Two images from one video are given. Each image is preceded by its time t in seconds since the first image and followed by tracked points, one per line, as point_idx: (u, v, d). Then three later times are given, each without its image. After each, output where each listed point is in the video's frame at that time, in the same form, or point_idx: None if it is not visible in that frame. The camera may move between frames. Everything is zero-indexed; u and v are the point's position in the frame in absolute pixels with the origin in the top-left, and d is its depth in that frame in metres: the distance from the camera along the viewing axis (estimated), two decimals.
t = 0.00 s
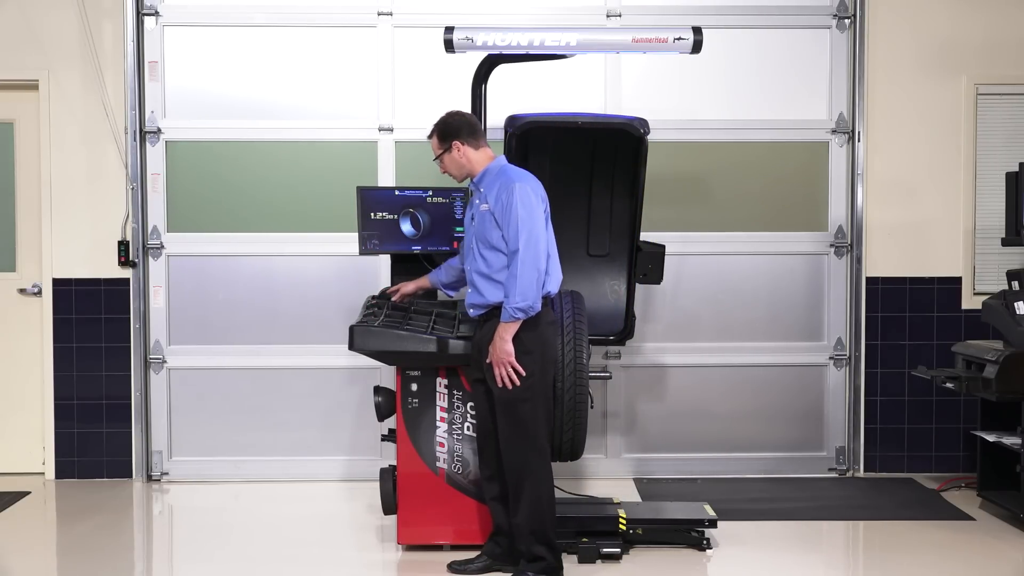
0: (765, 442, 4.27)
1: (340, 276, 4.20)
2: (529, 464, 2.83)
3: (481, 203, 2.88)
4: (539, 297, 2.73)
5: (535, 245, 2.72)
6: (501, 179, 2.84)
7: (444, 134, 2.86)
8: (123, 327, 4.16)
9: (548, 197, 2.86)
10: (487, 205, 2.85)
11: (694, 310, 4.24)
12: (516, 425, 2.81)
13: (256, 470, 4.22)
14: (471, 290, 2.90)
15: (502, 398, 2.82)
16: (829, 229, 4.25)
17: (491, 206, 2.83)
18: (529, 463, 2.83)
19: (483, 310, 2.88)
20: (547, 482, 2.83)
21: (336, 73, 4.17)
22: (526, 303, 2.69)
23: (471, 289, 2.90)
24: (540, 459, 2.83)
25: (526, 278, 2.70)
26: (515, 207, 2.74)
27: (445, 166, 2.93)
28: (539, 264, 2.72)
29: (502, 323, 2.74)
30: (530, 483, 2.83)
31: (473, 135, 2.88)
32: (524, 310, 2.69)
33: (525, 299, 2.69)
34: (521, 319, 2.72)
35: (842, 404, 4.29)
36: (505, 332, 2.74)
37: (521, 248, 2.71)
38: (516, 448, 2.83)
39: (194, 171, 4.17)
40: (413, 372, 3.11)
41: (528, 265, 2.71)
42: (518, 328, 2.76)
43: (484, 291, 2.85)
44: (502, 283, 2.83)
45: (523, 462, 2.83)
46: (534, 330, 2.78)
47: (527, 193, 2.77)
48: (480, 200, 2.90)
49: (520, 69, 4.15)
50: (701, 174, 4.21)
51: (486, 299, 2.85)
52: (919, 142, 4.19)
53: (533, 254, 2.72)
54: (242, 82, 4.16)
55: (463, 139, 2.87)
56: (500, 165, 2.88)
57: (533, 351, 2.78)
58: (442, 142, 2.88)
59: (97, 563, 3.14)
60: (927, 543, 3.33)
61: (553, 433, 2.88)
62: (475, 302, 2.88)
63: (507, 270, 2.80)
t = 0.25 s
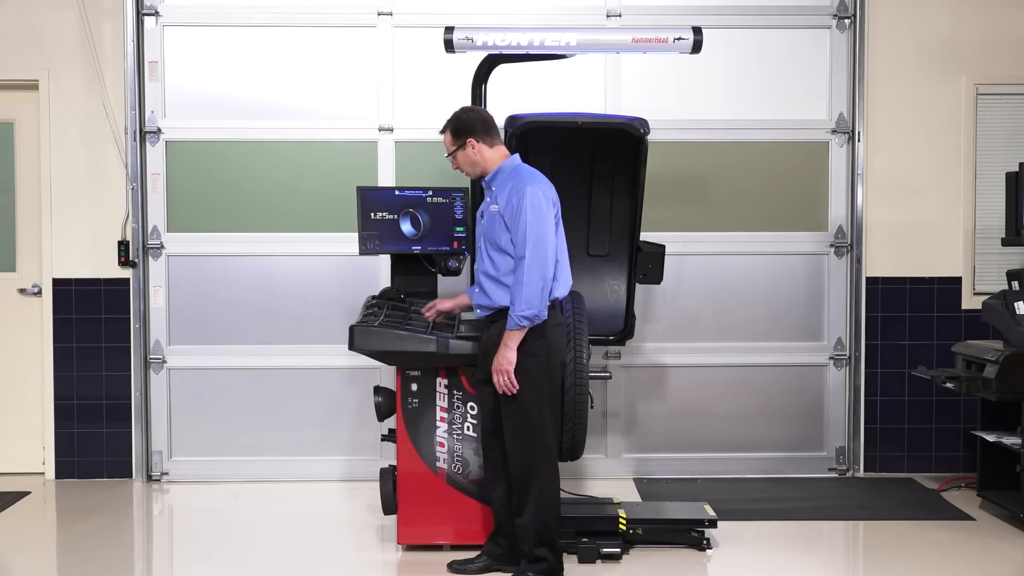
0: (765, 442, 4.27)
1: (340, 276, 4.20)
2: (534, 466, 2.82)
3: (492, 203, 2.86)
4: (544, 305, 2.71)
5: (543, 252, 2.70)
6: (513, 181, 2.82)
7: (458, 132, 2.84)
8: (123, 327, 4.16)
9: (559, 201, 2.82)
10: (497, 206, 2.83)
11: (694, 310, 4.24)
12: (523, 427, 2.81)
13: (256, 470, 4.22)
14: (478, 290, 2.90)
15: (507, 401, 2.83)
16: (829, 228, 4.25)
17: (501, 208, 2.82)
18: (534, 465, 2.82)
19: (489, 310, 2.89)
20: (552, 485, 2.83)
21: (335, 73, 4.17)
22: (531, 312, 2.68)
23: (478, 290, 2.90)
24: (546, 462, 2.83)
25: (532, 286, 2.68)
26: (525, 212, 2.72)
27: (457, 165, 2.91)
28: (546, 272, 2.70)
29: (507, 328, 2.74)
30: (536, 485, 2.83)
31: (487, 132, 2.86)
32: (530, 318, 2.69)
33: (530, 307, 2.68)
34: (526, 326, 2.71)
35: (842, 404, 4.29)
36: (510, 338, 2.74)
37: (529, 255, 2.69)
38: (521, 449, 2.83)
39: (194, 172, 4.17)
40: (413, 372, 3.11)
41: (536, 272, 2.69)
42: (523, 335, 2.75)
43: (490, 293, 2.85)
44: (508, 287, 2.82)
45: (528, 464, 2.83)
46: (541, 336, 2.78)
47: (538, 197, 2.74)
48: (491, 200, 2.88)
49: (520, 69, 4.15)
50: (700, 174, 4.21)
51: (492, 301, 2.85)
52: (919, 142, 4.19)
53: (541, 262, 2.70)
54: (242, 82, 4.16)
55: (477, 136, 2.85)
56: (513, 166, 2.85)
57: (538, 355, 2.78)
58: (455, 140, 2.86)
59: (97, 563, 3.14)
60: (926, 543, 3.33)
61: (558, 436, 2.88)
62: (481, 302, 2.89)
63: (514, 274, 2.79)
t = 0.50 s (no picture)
0: (765, 442, 4.27)
1: (340, 276, 4.20)
2: (535, 466, 2.83)
3: (502, 205, 2.84)
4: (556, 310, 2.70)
5: (555, 257, 2.69)
6: (524, 183, 2.79)
7: (465, 135, 2.80)
8: (123, 327, 4.16)
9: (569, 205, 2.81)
10: (507, 209, 2.81)
11: (694, 310, 4.24)
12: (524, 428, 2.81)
13: (256, 470, 4.22)
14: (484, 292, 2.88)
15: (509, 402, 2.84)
16: (829, 229, 4.25)
17: (511, 210, 2.79)
18: (536, 465, 2.83)
19: (493, 312, 2.87)
20: (552, 486, 2.83)
21: (335, 73, 4.17)
22: (544, 317, 2.66)
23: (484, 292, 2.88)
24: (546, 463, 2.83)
25: (545, 290, 2.66)
26: (537, 216, 2.69)
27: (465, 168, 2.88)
28: (558, 277, 2.69)
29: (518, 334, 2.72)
30: (536, 486, 2.83)
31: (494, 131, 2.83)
32: (542, 324, 2.66)
33: (543, 313, 2.66)
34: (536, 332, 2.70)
35: (842, 404, 4.29)
36: (521, 346, 2.71)
37: (541, 260, 2.67)
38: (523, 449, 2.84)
39: (194, 172, 4.17)
40: (413, 372, 3.11)
41: (547, 278, 2.67)
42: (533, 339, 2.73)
43: (499, 296, 2.83)
44: (518, 291, 2.80)
45: (529, 464, 2.83)
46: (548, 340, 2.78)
47: (550, 201, 2.72)
48: (500, 202, 2.85)
49: (520, 69, 4.15)
50: (700, 174, 4.21)
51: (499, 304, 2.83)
52: (919, 142, 4.18)
53: (553, 266, 2.68)
54: (242, 82, 4.16)
55: (485, 137, 2.82)
56: (523, 168, 2.83)
57: (543, 357, 2.78)
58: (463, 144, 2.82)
59: (97, 563, 3.14)
60: (926, 543, 3.33)
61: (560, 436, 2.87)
62: (486, 303, 2.87)
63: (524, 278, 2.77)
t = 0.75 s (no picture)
0: (765, 442, 4.27)
1: (340, 276, 4.20)
2: (535, 467, 2.82)
3: (502, 207, 2.82)
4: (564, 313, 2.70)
5: (562, 260, 2.69)
6: (525, 185, 2.79)
7: (464, 134, 2.79)
8: (123, 327, 4.16)
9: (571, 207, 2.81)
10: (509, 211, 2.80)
11: (695, 310, 4.24)
12: (526, 429, 2.80)
13: (256, 470, 4.22)
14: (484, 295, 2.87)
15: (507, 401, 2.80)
16: (829, 229, 4.25)
17: (513, 212, 2.78)
18: (536, 466, 2.82)
19: (492, 314, 2.85)
20: (552, 487, 2.83)
21: (335, 73, 4.17)
22: (554, 321, 2.65)
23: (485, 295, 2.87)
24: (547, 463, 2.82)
25: (554, 293, 2.66)
26: (542, 219, 2.69)
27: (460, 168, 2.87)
28: (565, 280, 2.69)
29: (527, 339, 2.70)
30: (537, 487, 2.83)
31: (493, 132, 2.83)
32: (553, 327, 2.66)
33: (553, 316, 2.66)
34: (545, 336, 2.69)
35: (842, 404, 4.28)
36: (532, 351, 2.69)
37: (548, 263, 2.66)
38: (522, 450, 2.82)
39: (194, 172, 4.17)
40: (413, 372, 3.11)
41: (556, 281, 2.67)
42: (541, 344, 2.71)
43: (501, 298, 2.81)
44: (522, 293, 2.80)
45: (529, 466, 2.82)
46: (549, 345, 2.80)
47: (554, 203, 2.72)
48: (501, 205, 2.84)
49: (520, 69, 4.15)
50: (700, 173, 4.21)
51: (502, 307, 2.81)
52: (919, 142, 4.19)
53: (560, 269, 2.68)
54: (242, 82, 4.16)
55: (483, 138, 2.81)
56: (523, 170, 2.84)
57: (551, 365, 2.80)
58: (461, 143, 2.81)
59: (97, 563, 3.14)
60: (926, 543, 3.33)
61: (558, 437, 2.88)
62: (486, 306, 2.85)
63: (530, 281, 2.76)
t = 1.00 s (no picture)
0: (765, 442, 4.27)
1: (340, 276, 4.19)
2: (527, 466, 2.80)
3: (488, 209, 2.79)
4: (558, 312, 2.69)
5: (553, 259, 2.68)
6: (511, 187, 2.77)
7: (443, 143, 2.75)
8: (123, 327, 4.16)
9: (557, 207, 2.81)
10: (495, 213, 2.77)
11: (695, 310, 4.24)
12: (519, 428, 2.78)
13: (257, 470, 4.22)
14: (472, 298, 2.84)
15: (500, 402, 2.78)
16: (829, 229, 4.25)
17: (501, 214, 2.76)
18: (529, 465, 2.81)
19: (481, 315, 2.82)
20: (548, 487, 2.82)
21: (335, 73, 4.17)
22: (550, 320, 2.64)
23: (473, 297, 2.84)
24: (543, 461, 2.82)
25: (548, 293, 2.65)
26: (532, 220, 2.68)
27: (440, 176, 2.84)
28: (558, 280, 2.68)
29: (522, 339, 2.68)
30: (532, 486, 2.81)
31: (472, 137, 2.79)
32: (548, 327, 2.64)
33: (549, 316, 2.64)
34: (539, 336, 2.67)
35: (842, 403, 4.28)
36: (529, 350, 2.66)
37: (541, 263, 2.65)
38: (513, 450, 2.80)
39: (194, 172, 4.17)
40: (413, 372, 3.11)
41: (549, 280, 2.65)
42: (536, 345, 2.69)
43: (491, 301, 2.78)
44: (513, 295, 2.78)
45: (526, 465, 2.80)
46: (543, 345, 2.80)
47: (542, 204, 2.71)
48: (485, 207, 2.81)
49: (520, 69, 4.15)
50: (700, 173, 4.21)
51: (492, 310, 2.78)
52: (919, 142, 4.18)
53: (552, 268, 2.67)
54: (242, 82, 4.16)
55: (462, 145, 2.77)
56: (507, 172, 2.81)
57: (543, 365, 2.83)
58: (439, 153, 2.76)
59: (97, 563, 3.14)
60: (926, 543, 3.33)
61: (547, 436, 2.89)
62: (475, 308, 2.82)
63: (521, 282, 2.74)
